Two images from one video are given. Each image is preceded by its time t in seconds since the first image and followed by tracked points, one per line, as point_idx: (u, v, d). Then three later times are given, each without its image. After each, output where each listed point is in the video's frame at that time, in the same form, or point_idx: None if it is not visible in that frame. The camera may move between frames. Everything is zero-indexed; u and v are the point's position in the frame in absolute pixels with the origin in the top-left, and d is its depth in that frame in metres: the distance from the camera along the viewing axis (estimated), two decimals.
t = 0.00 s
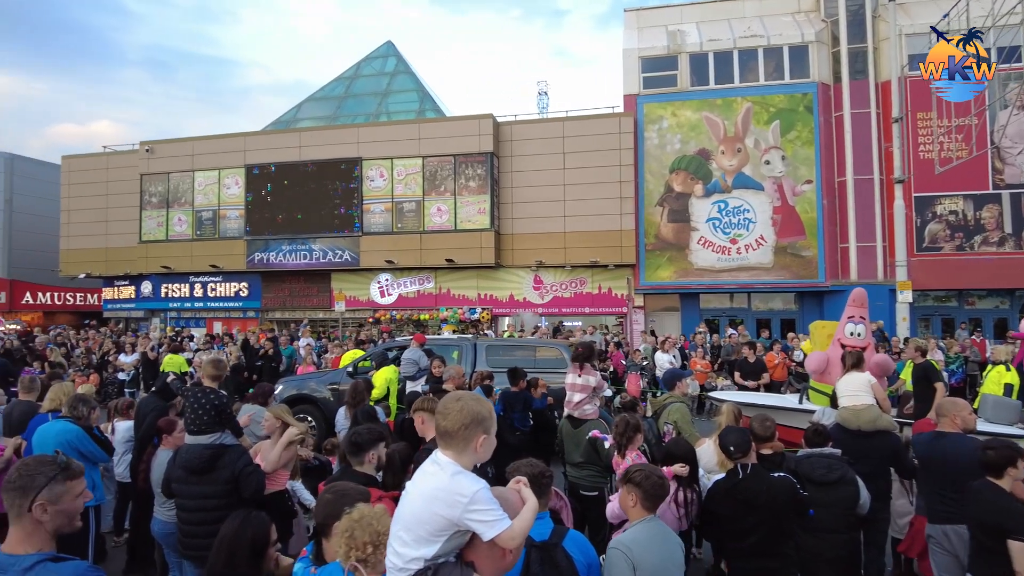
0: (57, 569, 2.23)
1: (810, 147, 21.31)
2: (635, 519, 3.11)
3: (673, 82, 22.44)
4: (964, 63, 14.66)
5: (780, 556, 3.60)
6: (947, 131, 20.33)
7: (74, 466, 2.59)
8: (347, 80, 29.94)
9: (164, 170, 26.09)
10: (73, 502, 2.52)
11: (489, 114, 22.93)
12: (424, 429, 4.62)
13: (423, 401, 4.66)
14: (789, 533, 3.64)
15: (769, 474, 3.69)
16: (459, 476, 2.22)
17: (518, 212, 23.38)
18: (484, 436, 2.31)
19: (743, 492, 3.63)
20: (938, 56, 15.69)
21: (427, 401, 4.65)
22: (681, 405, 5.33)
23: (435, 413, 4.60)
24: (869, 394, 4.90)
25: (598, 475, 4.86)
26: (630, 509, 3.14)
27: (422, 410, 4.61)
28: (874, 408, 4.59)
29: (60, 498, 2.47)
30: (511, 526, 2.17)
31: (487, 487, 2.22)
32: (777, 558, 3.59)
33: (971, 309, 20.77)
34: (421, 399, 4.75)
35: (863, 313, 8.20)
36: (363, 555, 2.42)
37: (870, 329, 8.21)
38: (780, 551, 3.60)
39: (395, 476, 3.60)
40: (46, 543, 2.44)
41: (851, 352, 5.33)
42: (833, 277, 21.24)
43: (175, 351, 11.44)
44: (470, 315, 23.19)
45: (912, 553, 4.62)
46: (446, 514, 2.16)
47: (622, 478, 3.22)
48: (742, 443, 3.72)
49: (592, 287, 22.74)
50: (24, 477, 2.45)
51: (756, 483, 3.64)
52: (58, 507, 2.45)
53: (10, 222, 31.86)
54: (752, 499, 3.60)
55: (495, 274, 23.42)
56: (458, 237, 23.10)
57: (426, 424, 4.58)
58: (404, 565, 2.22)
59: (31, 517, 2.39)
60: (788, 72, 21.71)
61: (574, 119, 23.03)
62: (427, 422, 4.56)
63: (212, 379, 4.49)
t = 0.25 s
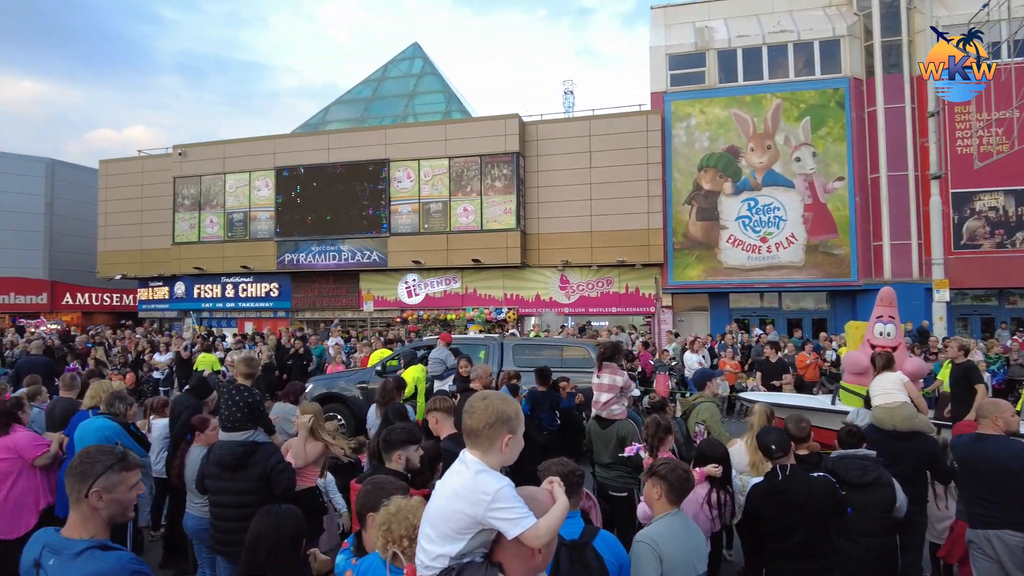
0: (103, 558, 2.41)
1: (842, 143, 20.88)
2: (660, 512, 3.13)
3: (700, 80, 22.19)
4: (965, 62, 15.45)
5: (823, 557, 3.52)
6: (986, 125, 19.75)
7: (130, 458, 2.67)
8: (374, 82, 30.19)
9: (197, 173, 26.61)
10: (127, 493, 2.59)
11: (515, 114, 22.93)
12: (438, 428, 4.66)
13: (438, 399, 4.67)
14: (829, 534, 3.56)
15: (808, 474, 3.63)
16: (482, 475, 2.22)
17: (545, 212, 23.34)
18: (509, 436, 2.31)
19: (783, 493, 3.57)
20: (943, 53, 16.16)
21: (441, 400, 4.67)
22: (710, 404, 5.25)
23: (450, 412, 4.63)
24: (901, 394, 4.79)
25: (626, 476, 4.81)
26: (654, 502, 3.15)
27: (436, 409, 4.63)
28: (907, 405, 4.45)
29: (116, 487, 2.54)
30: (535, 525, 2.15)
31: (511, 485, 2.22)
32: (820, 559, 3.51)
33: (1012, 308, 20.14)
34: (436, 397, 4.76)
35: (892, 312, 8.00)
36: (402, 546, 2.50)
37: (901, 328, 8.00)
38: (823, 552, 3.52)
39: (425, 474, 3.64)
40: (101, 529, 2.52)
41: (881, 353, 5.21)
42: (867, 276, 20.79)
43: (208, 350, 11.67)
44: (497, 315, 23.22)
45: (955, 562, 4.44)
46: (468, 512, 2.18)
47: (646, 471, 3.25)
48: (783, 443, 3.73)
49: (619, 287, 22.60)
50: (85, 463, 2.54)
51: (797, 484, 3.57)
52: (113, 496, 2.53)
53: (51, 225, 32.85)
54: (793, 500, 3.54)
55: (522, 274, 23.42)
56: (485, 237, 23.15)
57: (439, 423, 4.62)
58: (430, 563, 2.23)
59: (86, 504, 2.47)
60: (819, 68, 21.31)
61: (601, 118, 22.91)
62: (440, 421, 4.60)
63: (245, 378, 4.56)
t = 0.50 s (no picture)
0: (144, 547, 2.48)
1: (870, 140, 20.52)
2: (686, 507, 3.14)
3: (725, 77, 21.99)
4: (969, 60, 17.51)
5: (844, 558, 3.60)
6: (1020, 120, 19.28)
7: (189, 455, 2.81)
8: (398, 84, 30.41)
9: (224, 175, 27.06)
10: (180, 487, 2.70)
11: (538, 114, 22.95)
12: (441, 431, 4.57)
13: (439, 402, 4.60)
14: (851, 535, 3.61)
15: (831, 475, 3.64)
16: (502, 472, 2.24)
17: (568, 212, 23.31)
18: (532, 436, 2.31)
19: (805, 494, 3.62)
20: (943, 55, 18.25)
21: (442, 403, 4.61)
22: (736, 404, 5.24)
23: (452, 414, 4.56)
24: (930, 394, 4.69)
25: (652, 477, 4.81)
26: (680, 497, 3.16)
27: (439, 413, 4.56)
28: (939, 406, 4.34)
29: (173, 479, 2.66)
30: (553, 524, 2.13)
31: (531, 484, 2.22)
32: (843, 561, 3.60)
33: None
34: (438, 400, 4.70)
35: (915, 309, 7.86)
36: (437, 536, 2.56)
37: (925, 325, 7.84)
38: (845, 554, 3.60)
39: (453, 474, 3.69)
40: (147, 520, 2.60)
41: (909, 355, 5.14)
42: (896, 275, 20.42)
43: (235, 350, 11.86)
44: (520, 315, 23.24)
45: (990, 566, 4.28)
46: (488, 509, 2.20)
47: (672, 466, 3.24)
48: (805, 443, 3.66)
49: (643, 287, 22.47)
50: (149, 451, 2.68)
51: (818, 485, 3.61)
52: (166, 488, 2.64)
53: (84, 227, 33.69)
54: (815, 501, 3.59)
55: (545, 274, 23.41)
56: (507, 237, 23.20)
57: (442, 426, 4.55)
58: (453, 558, 2.27)
59: (144, 491, 2.59)
60: (846, 63, 20.98)
61: (624, 117, 22.81)
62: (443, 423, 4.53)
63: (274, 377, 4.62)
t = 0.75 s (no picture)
0: (184, 534, 2.61)
1: (897, 137, 20.17)
2: (711, 505, 3.13)
3: (748, 75, 21.79)
4: (968, 61, 19.39)
5: (857, 560, 3.54)
6: None
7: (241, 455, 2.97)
8: (419, 86, 30.59)
9: (249, 178, 27.44)
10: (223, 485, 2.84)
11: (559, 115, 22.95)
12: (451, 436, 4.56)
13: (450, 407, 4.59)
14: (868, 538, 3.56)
15: (847, 477, 3.60)
16: (524, 468, 2.25)
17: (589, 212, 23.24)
18: (560, 437, 2.30)
19: (819, 494, 3.61)
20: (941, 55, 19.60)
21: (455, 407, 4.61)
22: (761, 406, 5.18)
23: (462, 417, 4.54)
24: (957, 395, 4.54)
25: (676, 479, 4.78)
26: (706, 496, 3.15)
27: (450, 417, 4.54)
28: (966, 407, 4.27)
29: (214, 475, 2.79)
30: (567, 524, 2.10)
31: (550, 483, 2.19)
32: (858, 563, 3.54)
33: None
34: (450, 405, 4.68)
35: (941, 310, 7.69)
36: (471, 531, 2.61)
37: (952, 326, 7.67)
38: (860, 556, 3.55)
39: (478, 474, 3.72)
40: (189, 513, 2.71)
41: (934, 357, 5.00)
42: (924, 275, 20.06)
43: (260, 351, 12.02)
44: (541, 316, 23.21)
45: None
46: (508, 503, 2.22)
47: (697, 465, 3.23)
48: (825, 443, 3.63)
49: (665, 287, 22.31)
50: (197, 447, 2.82)
51: (832, 486, 3.59)
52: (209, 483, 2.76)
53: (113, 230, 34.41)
54: (827, 501, 3.57)
55: (566, 275, 23.37)
56: (528, 238, 23.20)
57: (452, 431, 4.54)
58: (480, 549, 2.32)
59: (188, 484, 2.71)
60: (872, 60, 20.65)
61: (645, 117, 22.69)
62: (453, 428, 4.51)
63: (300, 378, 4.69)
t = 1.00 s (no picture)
0: (230, 522, 2.67)
1: (924, 135, 19.81)
2: (740, 504, 3.11)
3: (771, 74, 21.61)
4: (968, 61, 19.57)
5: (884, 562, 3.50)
6: None
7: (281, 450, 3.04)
8: (439, 88, 30.72)
9: (272, 181, 27.79)
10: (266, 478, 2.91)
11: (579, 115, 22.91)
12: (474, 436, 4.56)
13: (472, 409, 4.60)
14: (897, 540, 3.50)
15: (873, 479, 3.56)
16: (560, 464, 2.26)
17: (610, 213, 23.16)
18: (599, 438, 2.30)
19: (838, 495, 3.59)
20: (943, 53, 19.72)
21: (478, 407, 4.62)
22: (789, 408, 5.11)
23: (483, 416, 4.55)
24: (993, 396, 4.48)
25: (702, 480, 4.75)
26: (736, 496, 3.12)
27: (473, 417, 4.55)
28: (1000, 408, 4.29)
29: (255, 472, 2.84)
30: (602, 520, 2.08)
31: (586, 479, 2.19)
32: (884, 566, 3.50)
33: None
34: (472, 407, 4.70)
35: (970, 311, 7.54)
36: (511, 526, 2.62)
37: (983, 326, 7.51)
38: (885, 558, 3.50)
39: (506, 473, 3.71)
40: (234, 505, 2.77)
41: (968, 358, 4.90)
42: (952, 276, 19.65)
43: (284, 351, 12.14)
44: (561, 317, 23.17)
45: None
46: (544, 498, 2.23)
47: (723, 465, 3.20)
48: (852, 444, 3.58)
49: (687, 288, 22.12)
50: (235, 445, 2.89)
51: (855, 488, 3.55)
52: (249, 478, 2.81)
53: (140, 232, 35.03)
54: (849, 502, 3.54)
55: (587, 276, 23.31)
56: (548, 238, 23.18)
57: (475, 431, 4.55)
58: (519, 541, 2.34)
59: (228, 479, 2.76)
60: (899, 58, 20.46)
61: (666, 116, 22.55)
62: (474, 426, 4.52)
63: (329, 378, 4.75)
